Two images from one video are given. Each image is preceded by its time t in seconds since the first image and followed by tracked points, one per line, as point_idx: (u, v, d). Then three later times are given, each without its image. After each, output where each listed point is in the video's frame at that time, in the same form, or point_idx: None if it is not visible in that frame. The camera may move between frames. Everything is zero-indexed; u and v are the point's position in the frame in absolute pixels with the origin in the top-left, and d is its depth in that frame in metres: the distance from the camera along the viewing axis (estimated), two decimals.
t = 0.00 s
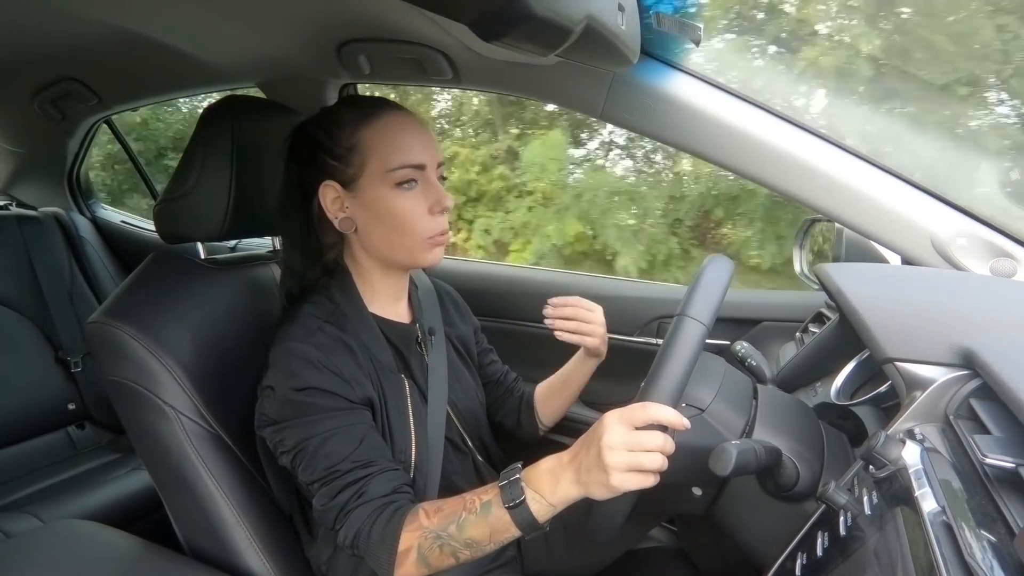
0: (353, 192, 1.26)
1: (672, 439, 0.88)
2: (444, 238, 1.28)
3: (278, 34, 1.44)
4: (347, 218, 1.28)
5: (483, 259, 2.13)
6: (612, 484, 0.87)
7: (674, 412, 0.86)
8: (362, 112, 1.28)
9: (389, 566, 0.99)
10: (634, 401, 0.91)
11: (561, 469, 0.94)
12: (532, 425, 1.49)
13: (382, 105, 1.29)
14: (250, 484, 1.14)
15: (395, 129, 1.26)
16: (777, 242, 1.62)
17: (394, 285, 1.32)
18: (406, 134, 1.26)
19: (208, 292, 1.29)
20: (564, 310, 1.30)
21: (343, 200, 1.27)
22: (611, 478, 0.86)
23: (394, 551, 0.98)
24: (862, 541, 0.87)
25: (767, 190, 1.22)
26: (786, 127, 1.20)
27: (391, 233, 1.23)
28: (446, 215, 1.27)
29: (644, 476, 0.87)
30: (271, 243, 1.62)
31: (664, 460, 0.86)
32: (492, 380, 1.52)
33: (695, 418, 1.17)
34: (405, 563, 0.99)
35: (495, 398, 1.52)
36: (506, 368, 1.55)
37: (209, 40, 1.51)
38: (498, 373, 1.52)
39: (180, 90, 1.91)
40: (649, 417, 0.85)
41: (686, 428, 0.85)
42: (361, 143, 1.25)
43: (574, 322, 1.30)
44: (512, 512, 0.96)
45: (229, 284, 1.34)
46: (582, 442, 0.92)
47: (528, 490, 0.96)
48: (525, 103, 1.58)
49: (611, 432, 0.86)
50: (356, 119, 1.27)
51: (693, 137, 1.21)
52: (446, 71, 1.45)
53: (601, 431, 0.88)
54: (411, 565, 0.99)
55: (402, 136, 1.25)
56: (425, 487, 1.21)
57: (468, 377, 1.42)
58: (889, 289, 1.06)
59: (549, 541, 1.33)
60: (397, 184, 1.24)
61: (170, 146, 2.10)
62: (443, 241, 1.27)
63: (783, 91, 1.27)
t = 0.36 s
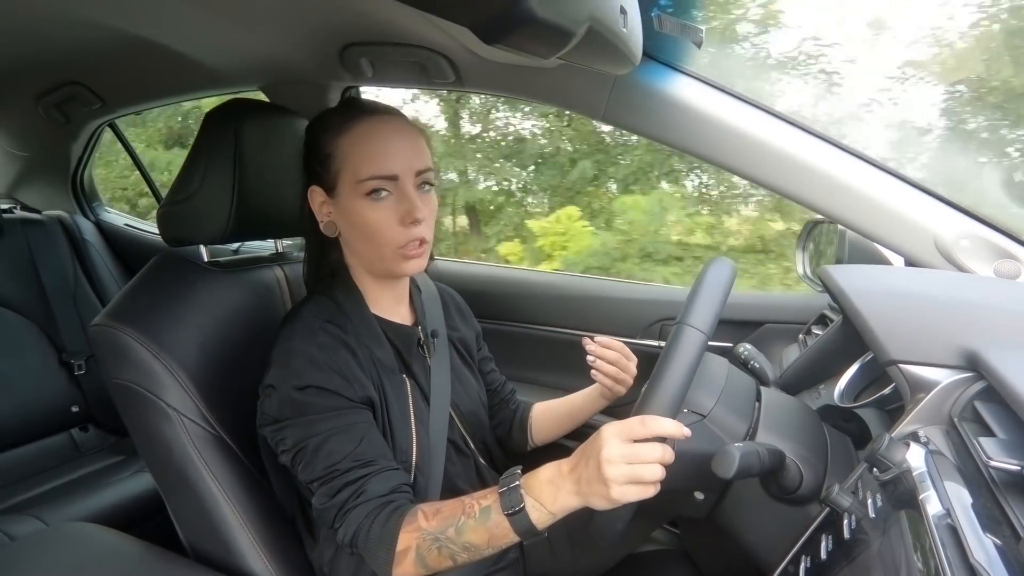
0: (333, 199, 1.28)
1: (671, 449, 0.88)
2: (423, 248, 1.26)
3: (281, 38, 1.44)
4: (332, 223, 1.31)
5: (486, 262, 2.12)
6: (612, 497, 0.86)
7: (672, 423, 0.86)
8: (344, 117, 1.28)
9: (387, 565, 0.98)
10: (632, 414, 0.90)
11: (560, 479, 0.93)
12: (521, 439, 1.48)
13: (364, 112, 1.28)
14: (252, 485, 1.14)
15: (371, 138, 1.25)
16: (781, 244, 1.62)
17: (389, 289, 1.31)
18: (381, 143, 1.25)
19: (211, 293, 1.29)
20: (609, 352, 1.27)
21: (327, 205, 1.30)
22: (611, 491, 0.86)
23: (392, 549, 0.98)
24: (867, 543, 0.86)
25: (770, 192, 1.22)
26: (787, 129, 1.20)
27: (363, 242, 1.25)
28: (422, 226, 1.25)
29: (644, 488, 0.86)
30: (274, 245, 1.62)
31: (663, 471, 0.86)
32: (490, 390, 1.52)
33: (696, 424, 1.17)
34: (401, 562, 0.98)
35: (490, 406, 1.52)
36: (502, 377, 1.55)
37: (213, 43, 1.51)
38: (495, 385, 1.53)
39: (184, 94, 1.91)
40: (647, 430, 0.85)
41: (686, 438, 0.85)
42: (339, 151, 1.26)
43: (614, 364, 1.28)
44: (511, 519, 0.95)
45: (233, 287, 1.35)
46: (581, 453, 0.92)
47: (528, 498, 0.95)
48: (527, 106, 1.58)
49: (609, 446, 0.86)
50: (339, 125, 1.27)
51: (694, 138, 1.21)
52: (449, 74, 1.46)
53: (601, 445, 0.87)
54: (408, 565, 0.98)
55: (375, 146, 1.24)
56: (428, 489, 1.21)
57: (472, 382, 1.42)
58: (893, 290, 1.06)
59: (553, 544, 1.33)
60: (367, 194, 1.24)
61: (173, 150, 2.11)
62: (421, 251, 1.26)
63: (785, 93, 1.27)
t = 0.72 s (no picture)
0: (343, 188, 1.28)
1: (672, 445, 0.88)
2: (435, 234, 1.29)
3: (284, 31, 1.44)
4: (338, 212, 1.30)
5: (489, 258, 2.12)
6: (612, 493, 0.87)
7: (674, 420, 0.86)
8: (353, 108, 1.28)
9: (387, 561, 0.99)
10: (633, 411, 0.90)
11: (562, 476, 0.93)
12: (523, 430, 1.48)
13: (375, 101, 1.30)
14: (255, 478, 1.14)
15: (386, 125, 1.26)
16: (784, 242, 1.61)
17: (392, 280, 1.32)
18: (397, 131, 1.26)
19: (215, 286, 1.29)
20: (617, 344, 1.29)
21: (334, 195, 1.29)
22: (612, 488, 0.86)
23: (392, 544, 0.99)
24: (867, 542, 0.86)
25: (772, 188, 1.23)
26: (791, 126, 1.19)
27: (379, 228, 1.25)
28: (437, 212, 1.27)
29: (645, 484, 0.87)
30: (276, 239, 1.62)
31: (664, 468, 0.86)
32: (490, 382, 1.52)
33: (698, 421, 1.17)
34: (403, 558, 0.99)
35: (491, 399, 1.52)
36: (503, 369, 1.55)
37: (216, 37, 1.51)
38: (496, 376, 1.52)
39: (187, 87, 1.91)
40: (649, 427, 0.85)
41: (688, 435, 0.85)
42: (352, 139, 1.26)
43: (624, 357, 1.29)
44: (512, 515, 0.95)
45: (236, 280, 1.35)
46: (581, 450, 0.92)
47: (529, 493, 0.96)
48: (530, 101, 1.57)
49: (610, 442, 0.86)
50: (348, 115, 1.27)
51: (699, 134, 1.21)
52: (452, 69, 1.45)
53: (601, 442, 0.87)
54: (410, 560, 0.99)
55: (391, 132, 1.26)
56: (429, 483, 1.21)
57: (472, 373, 1.42)
58: (895, 288, 1.06)
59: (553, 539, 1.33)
60: (385, 180, 1.25)
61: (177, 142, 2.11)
62: (434, 237, 1.28)
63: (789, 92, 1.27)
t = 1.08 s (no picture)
0: (345, 187, 1.28)
1: (673, 450, 0.88)
2: (436, 230, 1.31)
3: (287, 35, 1.45)
4: (341, 213, 1.30)
5: (492, 260, 2.12)
6: (614, 500, 0.87)
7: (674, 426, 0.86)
8: (354, 109, 1.29)
9: (389, 565, 1.00)
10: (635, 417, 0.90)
11: (563, 481, 0.94)
12: (528, 430, 1.48)
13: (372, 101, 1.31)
14: (259, 482, 1.14)
15: (387, 124, 1.28)
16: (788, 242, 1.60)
17: (393, 280, 1.32)
18: (397, 129, 1.28)
19: (219, 290, 1.30)
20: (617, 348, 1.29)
21: (336, 195, 1.29)
22: (613, 495, 0.87)
23: (394, 549, 0.99)
24: (873, 543, 0.86)
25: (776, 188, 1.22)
26: (791, 125, 1.20)
27: (386, 226, 1.25)
28: (438, 208, 1.29)
29: (646, 491, 0.87)
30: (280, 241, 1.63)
31: (665, 476, 0.86)
32: (493, 383, 1.52)
33: (701, 425, 1.18)
34: (405, 563, 1.00)
35: (493, 399, 1.51)
36: (506, 370, 1.55)
37: (218, 41, 1.52)
38: (498, 377, 1.52)
39: (191, 91, 1.92)
40: (649, 436, 0.85)
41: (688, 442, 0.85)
42: (353, 138, 1.27)
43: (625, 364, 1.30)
44: (514, 521, 0.96)
45: (238, 283, 1.35)
46: (581, 456, 0.93)
47: (532, 498, 0.96)
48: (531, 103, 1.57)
49: (610, 451, 0.87)
50: (347, 117, 1.29)
51: (701, 135, 1.21)
52: (454, 71, 1.45)
53: (603, 449, 0.88)
54: (412, 565, 1.00)
55: (392, 131, 1.28)
56: (432, 486, 1.21)
57: (473, 376, 1.42)
58: (897, 288, 1.05)
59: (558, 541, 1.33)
60: (388, 177, 1.26)
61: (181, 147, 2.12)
62: (436, 232, 1.30)
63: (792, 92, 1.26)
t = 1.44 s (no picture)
0: (347, 182, 1.29)
1: (672, 458, 0.89)
2: (440, 221, 1.32)
3: (290, 30, 1.44)
4: (344, 209, 1.30)
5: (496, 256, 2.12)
6: (612, 506, 0.89)
7: (671, 436, 0.87)
8: (353, 105, 1.31)
9: (389, 563, 1.00)
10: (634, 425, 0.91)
11: (564, 486, 0.95)
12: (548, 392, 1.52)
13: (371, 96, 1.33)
14: (262, 478, 1.15)
15: (387, 118, 1.29)
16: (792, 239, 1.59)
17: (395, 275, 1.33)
18: (397, 122, 1.30)
19: (222, 286, 1.30)
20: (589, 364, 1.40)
21: (339, 191, 1.30)
22: (611, 502, 0.88)
23: (394, 549, 0.99)
24: (875, 542, 0.86)
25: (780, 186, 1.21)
26: (795, 121, 1.18)
27: (389, 219, 1.26)
28: (441, 199, 1.30)
29: (644, 498, 0.89)
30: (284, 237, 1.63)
31: (662, 484, 0.87)
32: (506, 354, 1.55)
33: (703, 426, 1.17)
34: (405, 563, 1.00)
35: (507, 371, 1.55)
36: (518, 338, 1.57)
37: (222, 36, 1.52)
38: (510, 348, 1.54)
39: (195, 87, 1.92)
40: (647, 445, 0.86)
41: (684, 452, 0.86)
42: (355, 133, 1.28)
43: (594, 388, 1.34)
44: (515, 523, 0.96)
45: (243, 279, 1.35)
46: (580, 461, 0.94)
47: (531, 501, 0.97)
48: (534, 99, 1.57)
49: (609, 458, 0.88)
50: (348, 112, 1.30)
51: (705, 132, 1.20)
52: (459, 67, 1.45)
53: (602, 457, 0.89)
54: (412, 565, 1.00)
55: (393, 124, 1.29)
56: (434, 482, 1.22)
57: (475, 372, 1.42)
58: (901, 287, 1.05)
59: (560, 536, 1.33)
60: (390, 170, 1.27)
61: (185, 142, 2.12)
62: (440, 224, 1.31)
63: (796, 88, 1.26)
